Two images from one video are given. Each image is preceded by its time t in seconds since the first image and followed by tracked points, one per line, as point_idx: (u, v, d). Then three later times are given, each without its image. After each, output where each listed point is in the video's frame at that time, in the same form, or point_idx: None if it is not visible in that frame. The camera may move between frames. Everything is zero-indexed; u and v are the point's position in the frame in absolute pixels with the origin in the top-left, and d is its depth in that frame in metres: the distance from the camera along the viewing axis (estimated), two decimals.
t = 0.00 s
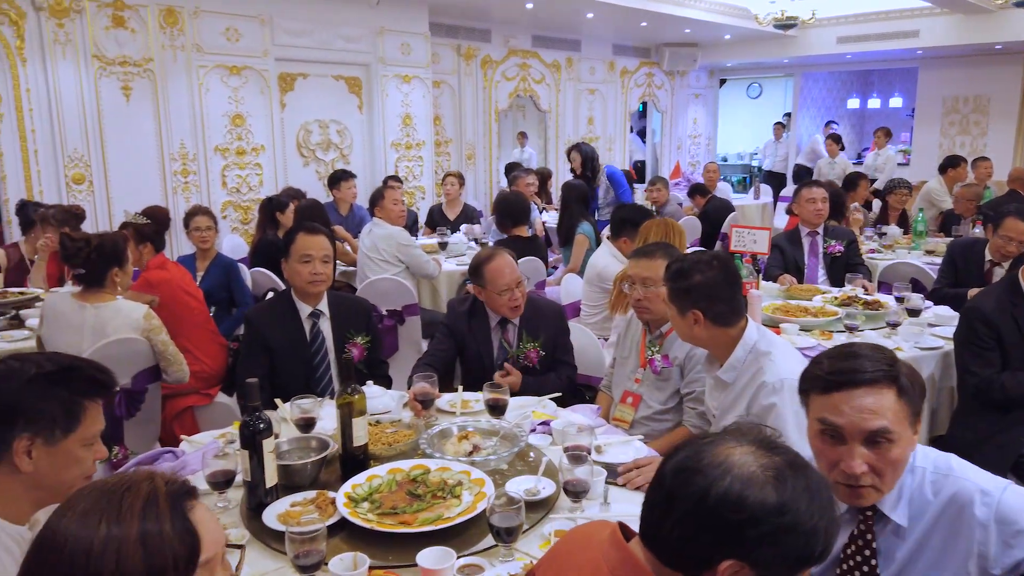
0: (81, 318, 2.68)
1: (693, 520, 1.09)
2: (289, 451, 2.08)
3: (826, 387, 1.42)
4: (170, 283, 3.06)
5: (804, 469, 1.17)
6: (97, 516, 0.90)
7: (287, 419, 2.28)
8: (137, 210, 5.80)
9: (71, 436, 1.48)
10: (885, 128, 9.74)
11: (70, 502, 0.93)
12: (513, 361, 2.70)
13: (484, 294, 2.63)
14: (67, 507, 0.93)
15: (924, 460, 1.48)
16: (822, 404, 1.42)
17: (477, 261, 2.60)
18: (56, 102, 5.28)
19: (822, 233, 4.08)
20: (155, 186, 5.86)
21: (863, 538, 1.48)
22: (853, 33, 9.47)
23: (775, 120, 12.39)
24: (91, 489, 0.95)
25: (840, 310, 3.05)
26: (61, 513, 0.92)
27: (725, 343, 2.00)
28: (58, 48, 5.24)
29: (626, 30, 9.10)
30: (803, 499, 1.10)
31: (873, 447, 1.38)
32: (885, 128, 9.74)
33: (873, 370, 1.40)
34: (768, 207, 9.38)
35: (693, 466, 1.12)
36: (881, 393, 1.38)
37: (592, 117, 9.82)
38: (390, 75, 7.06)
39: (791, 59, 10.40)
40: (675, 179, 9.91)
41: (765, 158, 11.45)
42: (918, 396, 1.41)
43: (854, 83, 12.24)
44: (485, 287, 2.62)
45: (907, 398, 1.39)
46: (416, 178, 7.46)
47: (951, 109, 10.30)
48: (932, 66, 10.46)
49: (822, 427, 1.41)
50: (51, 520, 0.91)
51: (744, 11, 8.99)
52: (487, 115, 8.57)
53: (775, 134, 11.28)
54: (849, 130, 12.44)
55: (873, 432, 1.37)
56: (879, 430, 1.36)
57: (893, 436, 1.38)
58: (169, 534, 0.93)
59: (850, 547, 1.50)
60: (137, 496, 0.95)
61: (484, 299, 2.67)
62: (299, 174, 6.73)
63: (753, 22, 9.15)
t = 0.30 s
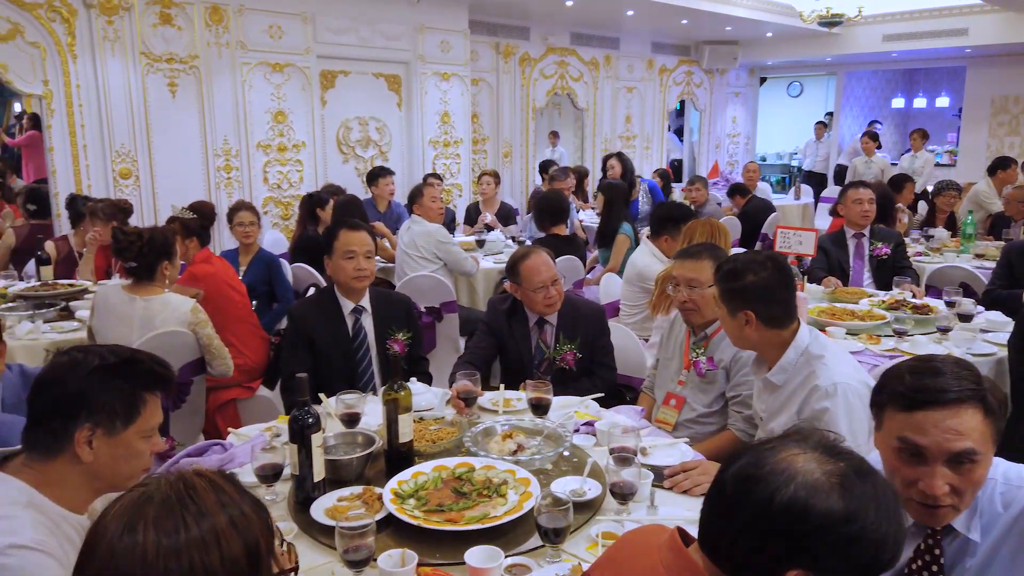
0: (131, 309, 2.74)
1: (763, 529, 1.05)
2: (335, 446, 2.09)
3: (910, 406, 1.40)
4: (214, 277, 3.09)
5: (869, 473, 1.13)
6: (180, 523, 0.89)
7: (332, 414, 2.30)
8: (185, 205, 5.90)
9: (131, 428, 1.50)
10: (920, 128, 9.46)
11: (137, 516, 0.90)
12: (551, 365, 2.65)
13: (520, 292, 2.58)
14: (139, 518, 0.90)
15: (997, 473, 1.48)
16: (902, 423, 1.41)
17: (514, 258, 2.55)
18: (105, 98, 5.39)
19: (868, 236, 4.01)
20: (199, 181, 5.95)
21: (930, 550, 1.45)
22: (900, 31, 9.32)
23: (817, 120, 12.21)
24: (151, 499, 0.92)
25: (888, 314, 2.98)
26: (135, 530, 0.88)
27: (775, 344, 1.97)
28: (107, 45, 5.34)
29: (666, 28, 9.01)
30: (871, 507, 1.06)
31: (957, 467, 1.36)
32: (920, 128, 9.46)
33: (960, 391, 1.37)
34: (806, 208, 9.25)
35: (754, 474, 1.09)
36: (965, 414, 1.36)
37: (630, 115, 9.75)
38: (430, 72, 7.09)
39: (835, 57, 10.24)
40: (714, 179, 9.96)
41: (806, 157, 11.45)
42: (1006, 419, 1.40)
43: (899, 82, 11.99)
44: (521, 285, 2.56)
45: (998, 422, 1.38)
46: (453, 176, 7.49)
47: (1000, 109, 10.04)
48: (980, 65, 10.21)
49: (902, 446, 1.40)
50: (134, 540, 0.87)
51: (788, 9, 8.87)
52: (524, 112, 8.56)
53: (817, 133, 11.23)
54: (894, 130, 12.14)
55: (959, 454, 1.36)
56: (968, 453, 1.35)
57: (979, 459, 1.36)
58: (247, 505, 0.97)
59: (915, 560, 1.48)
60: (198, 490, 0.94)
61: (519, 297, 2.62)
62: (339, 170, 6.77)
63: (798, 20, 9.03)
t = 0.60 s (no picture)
0: (173, 302, 2.77)
1: (812, 531, 1.02)
2: (376, 439, 2.12)
3: (955, 409, 1.37)
4: (253, 270, 3.13)
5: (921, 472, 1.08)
6: (239, 523, 0.84)
7: (371, 408, 2.31)
8: (224, 199, 5.98)
9: (177, 418, 1.44)
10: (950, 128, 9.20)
11: (192, 521, 0.83)
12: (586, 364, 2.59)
13: (556, 288, 2.54)
14: (197, 521, 0.83)
15: None
16: (949, 428, 1.38)
17: (553, 254, 2.52)
18: (147, 93, 5.47)
19: (911, 237, 3.94)
20: (237, 175, 6.02)
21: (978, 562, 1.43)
22: (943, 29, 9.15)
23: (855, 119, 12.01)
24: (200, 502, 0.85)
25: (932, 317, 2.92)
26: (194, 537, 0.82)
27: (824, 342, 1.96)
28: (150, 40, 5.42)
29: (703, 25, 8.92)
30: (928, 508, 1.01)
31: (1010, 470, 1.33)
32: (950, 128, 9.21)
33: (1003, 390, 1.35)
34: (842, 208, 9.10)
35: (804, 476, 1.05)
36: (1013, 413, 1.33)
37: (665, 113, 9.66)
38: (465, 69, 7.10)
39: (875, 56, 10.07)
40: (748, 178, 9.78)
41: (844, 157, 11.24)
42: None
43: (941, 81, 11.73)
44: (558, 281, 2.53)
45: None
46: (487, 173, 7.50)
47: None
48: None
49: (951, 452, 1.37)
50: (197, 546, 0.81)
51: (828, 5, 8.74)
52: (558, 110, 8.55)
53: (855, 133, 11.05)
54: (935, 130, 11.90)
55: (1012, 456, 1.32)
56: (1018, 452, 1.31)
57: None
58: (292, 489, 0.93)
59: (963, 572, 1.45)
60: (242, 486, 0.88)
61: (555, 294, 2.58)
62: (373, 166, 6.80)
63: (840, 17, 8.89)
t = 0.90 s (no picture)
0: (206, 294, 2.79)
1: (854, 538, 0.99)
2: (408, 433, 2.13)
3: (1003, 414, 1.34)
4: (285, 264, 3.14)
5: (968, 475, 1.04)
6: (296, 531, 0.83)
7: (402, 403, 2.33)
8: (253, 193, 6.04)
9: (216, 408, 1.45)
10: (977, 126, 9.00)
11: (249, 532, 0.83)
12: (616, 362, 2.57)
13: (587, 284, 2.53)
14: (255, 530, 0.83)
15: None
16: (996, 434, 1.35)
17: (583, 251, 2.52)
18: (180, 87, 5.53)
19: (947, 237, 3.88)
20: (267, 169, 6.08)
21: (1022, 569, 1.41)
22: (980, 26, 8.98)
23: (887, 117, 11.83)
24: (255, 511, 0.84)
25: (969, 319, 2.87)
26: (252, 548, 0.82)
27: (863, 343, 1.93)
28: (184, 35, 5.48)
29: (733, 21, 8.83)
30: (974, 513, 0.98)
31: None
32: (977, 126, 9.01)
33: None
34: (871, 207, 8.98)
35: (845, 481, 1.02)
36: None
37: (693, 110, 9.59)
38: (494, 65, 7.08)
39: (910, 52, 9.91)
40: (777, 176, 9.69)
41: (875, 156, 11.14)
42: None
43: (977, 78, 11.50)
44: (589, 277, 2.51)
45: None
46: (514, 169, 7.49)
47: None
48: None
49: (999, 458, 1.35)
50: (258, 557, 0.81)
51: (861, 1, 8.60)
52: (586, 106, 8.51)
53: (887, 131, 10.88)
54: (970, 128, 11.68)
55: None
56: None
57: None
58: (336, 490, 0.92)
59: None
60: (293, 492, 0.88)
61: (586, 290, 2.56)
62: (402, 161, 6.83)
63: (873, 13, 8.75)
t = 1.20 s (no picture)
0: (238, 287, 2.82)
1: (898, 544, 0.97)
2: (440, 428, 2.14)
3: None
4: (315, 257, 3.16)
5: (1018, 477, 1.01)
6: (397, 533, 0.82)
7: (433, 398, 2.33)
8: (282, 187, 6.08)
9: (228, 391, 1.42)
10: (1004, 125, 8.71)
11: (354, 538, 0.81)
12: (646, 360, 2.55)
13: (618, 281, 2.51)
14: (362, 535, 0.81)
15: None
16: None
17: (615, 247, 2.50)
18: (213, 81, 5.58)
19: (984, 238, 3.82)
20: (297, 163, 6.11)
21: None
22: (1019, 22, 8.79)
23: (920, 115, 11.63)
24: (355, 516, 0.83)
25: (1007, 321, 2.82)
26: (360, 554, 0.80)
27: (904, 343, 1.91)
28: (217, 29, 5.53)
29: (765, 16, 8.73)
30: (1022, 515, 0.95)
31: None
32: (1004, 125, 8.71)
33: None
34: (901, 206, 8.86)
35: (888, 487, 1.00)
36: None
37: (722, 106, 9.49)
38: (522, 60, 7.06)
39: (945, 48, 9.73)
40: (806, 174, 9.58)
41: (909, 155, 10.85)
42: None
43: (1014, 76, 11.27)
44: (621, 274, 2.49)
45: None
46: (541, 165, 7.47)
47: None
48: None
49: None
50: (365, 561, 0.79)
51: None
52: (614, 102, 8.47)
53: (920, 129, 10.68)
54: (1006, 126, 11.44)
55: None
56: None
57: None
58: (414, 485, 0.92)
59: None
60: (384, 494, 0.87)
61: (617, 287, 2.55)
62: (429, 156, 6.85)
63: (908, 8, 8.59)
